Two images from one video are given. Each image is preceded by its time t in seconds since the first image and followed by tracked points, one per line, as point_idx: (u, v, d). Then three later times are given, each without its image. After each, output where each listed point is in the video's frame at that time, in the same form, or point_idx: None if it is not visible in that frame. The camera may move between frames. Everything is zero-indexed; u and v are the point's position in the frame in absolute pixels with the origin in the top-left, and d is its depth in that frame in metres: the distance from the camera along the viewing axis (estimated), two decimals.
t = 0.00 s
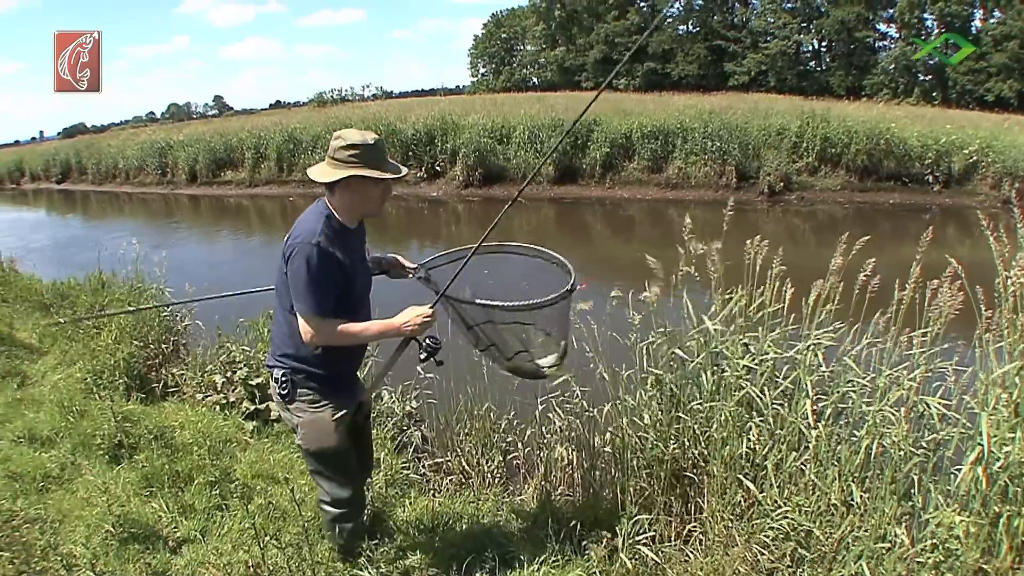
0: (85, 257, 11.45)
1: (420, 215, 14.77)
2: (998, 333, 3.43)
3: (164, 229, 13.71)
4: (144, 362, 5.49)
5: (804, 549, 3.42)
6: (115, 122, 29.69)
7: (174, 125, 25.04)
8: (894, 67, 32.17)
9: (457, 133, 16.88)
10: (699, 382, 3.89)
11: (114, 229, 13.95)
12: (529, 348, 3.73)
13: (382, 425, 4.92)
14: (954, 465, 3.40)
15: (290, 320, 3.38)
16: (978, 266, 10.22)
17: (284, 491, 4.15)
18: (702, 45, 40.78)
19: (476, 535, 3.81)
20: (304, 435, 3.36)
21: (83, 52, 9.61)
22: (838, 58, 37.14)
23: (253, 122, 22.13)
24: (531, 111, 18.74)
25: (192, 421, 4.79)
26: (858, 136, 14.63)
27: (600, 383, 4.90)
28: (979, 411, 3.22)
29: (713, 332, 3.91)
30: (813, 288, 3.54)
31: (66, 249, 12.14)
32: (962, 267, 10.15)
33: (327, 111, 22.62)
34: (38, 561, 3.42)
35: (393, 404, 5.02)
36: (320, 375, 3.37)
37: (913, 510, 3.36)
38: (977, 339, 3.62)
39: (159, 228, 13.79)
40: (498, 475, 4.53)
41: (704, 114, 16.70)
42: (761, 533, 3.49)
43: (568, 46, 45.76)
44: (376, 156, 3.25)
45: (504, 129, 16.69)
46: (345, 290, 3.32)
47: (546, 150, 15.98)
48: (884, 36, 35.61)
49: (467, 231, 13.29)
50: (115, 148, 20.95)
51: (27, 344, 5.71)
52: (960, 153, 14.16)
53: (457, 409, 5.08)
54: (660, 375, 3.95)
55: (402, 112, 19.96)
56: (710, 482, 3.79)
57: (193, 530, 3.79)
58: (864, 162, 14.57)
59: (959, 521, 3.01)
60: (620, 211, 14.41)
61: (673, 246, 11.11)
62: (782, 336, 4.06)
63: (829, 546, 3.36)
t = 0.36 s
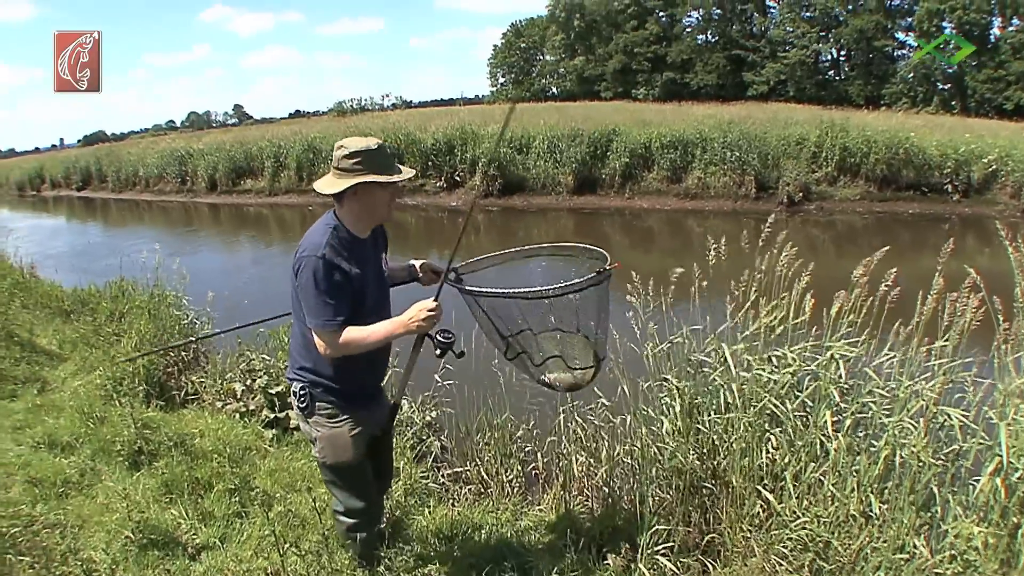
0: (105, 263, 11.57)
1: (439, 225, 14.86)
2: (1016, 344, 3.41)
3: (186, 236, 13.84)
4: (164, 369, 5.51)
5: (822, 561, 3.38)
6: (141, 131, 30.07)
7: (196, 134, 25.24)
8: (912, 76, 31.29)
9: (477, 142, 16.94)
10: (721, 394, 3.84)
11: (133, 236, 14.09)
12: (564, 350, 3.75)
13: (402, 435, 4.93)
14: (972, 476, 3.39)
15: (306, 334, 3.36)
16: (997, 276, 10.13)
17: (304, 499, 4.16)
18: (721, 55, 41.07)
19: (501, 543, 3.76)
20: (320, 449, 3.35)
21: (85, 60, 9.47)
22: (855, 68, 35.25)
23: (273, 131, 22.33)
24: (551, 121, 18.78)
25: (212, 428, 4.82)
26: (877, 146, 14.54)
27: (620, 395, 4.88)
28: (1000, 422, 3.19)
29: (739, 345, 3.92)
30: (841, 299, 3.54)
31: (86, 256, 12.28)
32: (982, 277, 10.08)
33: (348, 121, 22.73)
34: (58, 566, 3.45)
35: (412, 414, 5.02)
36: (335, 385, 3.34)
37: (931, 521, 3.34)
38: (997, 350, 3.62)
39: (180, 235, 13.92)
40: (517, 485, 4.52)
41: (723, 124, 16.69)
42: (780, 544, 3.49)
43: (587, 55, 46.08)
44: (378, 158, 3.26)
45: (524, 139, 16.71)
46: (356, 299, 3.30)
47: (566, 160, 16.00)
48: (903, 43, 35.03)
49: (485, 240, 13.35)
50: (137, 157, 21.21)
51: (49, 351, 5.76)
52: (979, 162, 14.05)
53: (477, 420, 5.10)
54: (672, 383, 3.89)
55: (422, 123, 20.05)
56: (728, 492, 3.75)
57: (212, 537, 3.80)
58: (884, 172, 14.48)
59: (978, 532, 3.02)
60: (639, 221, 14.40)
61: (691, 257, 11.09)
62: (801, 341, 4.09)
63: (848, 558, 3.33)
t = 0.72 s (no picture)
0: (118, 272, 11.65)
1: (453, 234, 14.92)
2: None
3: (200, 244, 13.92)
4: (179, 378, 5.53)
5: (837, 569, 3.37)
6: (159, 140, 30.36)
7: (210, 143, 25.42)
8: (925, 84, 30.74)
9: (490, 152, 17.01)
10: (735, 401, 3.85)
11: (146, 244, 14.19)
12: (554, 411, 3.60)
13: (416, 444, 4.92)
14: (987, 484, 3.34)
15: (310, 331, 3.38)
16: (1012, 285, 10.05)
17: (319, 508, 4.16)
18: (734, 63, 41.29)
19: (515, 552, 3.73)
20: (321, 449, 3.33)
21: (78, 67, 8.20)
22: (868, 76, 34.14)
23: (287, 140, 22.49)
24: (564, 130, 18.83)
25: (226, 437, 4.84)
26: (890, 154, 14.50)
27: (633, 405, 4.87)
28: (1013, 430, 3.18)
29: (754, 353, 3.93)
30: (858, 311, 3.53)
31: (99, 264, 12.37)
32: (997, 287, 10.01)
33: (361, 130, 22.84)
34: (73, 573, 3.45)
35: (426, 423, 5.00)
36: (334, 387, 3.31)
37: (946, 530, 3.28)
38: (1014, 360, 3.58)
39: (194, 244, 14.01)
40: (531, 494, 4.49)
41: (736, 133, 16.68)
42: (793, 553, 3.46)
43: (600, 65, 46.38)
44: (374, 160, 3.20)
45: (537, 147, 16.66)
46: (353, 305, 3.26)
47: (579, 169, 16.01)
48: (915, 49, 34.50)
49: (499, 249, 13.40)
50: (151, 166, 21.39)
51: (64, 360, 5.80)
52: (993, 170, 14.02)
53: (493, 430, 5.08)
54: (683, 384, 3.93)
55: (435, 132, 20.12)
56: (741, 502, 3.71)
57: (226, 545, 3.79)
58: (897, 180, 14.43)
59: (993, 542, 2.96)
60: (653, 230, 14.40)
61: (704, 266, 11.08)
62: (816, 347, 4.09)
63: (862, 567, 3.28)
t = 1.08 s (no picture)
0: (131, 270, 11.72)
1: (467, 234, 14.96)
2: None
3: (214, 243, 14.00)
4: (193, 376, 5.56)
5: (849, 573, 3.31)
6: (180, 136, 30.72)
7: (225, 142, 25.54)
8: (940, 85, 30.46)
9: (504, 152, 17.04)
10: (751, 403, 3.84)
11: (159, 242, 14.30)
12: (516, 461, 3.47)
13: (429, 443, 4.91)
14: (1001, 489, 3.33)
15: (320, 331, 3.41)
16: None
17: (332, 507, 4.15)
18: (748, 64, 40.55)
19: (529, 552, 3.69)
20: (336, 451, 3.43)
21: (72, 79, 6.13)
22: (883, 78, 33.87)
23: (300, 140, 22.55)
24: (577, 131, 18.84)
25: (240, 435, 4.85)
26: (904, 156, 14.38)
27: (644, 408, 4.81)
28: None
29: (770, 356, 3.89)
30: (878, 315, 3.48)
31: (113, 262, 12.45)
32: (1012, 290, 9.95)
33: (376, 129, 22.94)
34: (86, 570, 3.46)
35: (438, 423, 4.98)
36: (345, 390, 3.36)
37: (958, 533, 3.28)
38: None
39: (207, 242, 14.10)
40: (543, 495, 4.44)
41: (750, 134, 16.61)
42: (805, 556, 3.40)
43: (614, 66, 46.33)
44: (368, 172, 3.11)
45: (551, 148, 16.74)
46: (351, 313, 3.21)
47: (593, 170, 16.01)
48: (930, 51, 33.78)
49: (512, 249, 13.42)
50: (165, 165, 21.50)
51: (79, 357, 5.83)
52: (1008, 173, 13.89)
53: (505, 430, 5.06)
54: (701, 385, 3.93)
55: (451, 131, 20.21)
56: (755, 503, 3.66)
57: (239, 542, 3.80)
58: (911, 183, 14.32)
59: (1006, 546, 2.94)
60: (666, 232, 14.38)
61: (716, 267, 11.03)
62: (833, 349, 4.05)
63: (874, 570, 3.27)
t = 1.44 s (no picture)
0: (151, 262, 11.83)
1: (487, 228, 15.03)
2: None
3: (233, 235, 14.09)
4: (212, 368, 5.59)
5: (869, 569, 3.31)
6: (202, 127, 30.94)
7: (247, 135, 25.74)
8: (960, 81, 30.20)
9: (524, 145, 17.07)
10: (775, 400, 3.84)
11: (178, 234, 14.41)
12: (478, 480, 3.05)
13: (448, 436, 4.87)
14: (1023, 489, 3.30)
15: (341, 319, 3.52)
16: None
17: (353, 499, 4.18)
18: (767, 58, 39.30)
19: (549, 547, 3.65)
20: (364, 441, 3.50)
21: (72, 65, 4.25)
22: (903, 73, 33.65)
23: (319, 133, 22.63)
24: (597, 124, 18.82)
25: (259, 426, 4.86)
26: (924, 151, 14.11)
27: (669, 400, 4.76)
28: None
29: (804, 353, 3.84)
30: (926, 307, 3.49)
31: (132, 254, 12.56)
32: None
33: (395, 122, 23.00)
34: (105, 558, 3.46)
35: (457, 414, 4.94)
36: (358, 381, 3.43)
37: (978, 532, 3.24)
38: None
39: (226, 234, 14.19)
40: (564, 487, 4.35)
41: (770, 128, 16.50)
42: (826, 552, 3.39)
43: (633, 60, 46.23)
44: (376, 205, 3.07)
45: (571, 141, 16.79)
46: (352, 308, 3.30)
47: (613, 163, 15.99)
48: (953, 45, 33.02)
49: (532, 243, 13.46)
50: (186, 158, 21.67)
51: (98, 349, 5.87)
52: None
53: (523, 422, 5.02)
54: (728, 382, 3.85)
55: (470, 125, 20.21)
56: (776, 498, 3.67)
57: (258, 534, 3.81)
58: (931, 178, 14.09)
59: None
60: (686, 225, 14.34)
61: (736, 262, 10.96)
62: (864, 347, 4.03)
63: (894, 568, 3.24)
